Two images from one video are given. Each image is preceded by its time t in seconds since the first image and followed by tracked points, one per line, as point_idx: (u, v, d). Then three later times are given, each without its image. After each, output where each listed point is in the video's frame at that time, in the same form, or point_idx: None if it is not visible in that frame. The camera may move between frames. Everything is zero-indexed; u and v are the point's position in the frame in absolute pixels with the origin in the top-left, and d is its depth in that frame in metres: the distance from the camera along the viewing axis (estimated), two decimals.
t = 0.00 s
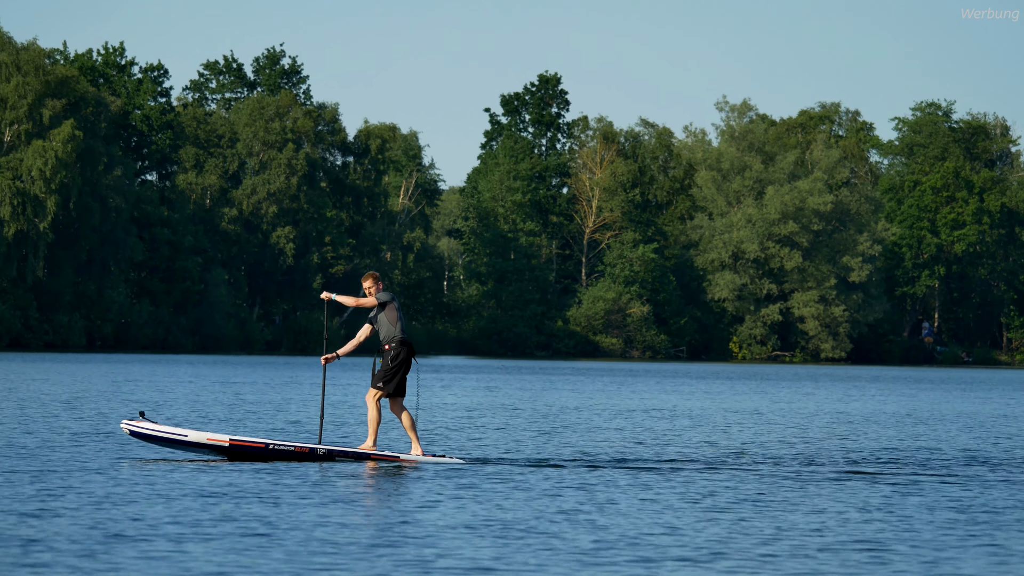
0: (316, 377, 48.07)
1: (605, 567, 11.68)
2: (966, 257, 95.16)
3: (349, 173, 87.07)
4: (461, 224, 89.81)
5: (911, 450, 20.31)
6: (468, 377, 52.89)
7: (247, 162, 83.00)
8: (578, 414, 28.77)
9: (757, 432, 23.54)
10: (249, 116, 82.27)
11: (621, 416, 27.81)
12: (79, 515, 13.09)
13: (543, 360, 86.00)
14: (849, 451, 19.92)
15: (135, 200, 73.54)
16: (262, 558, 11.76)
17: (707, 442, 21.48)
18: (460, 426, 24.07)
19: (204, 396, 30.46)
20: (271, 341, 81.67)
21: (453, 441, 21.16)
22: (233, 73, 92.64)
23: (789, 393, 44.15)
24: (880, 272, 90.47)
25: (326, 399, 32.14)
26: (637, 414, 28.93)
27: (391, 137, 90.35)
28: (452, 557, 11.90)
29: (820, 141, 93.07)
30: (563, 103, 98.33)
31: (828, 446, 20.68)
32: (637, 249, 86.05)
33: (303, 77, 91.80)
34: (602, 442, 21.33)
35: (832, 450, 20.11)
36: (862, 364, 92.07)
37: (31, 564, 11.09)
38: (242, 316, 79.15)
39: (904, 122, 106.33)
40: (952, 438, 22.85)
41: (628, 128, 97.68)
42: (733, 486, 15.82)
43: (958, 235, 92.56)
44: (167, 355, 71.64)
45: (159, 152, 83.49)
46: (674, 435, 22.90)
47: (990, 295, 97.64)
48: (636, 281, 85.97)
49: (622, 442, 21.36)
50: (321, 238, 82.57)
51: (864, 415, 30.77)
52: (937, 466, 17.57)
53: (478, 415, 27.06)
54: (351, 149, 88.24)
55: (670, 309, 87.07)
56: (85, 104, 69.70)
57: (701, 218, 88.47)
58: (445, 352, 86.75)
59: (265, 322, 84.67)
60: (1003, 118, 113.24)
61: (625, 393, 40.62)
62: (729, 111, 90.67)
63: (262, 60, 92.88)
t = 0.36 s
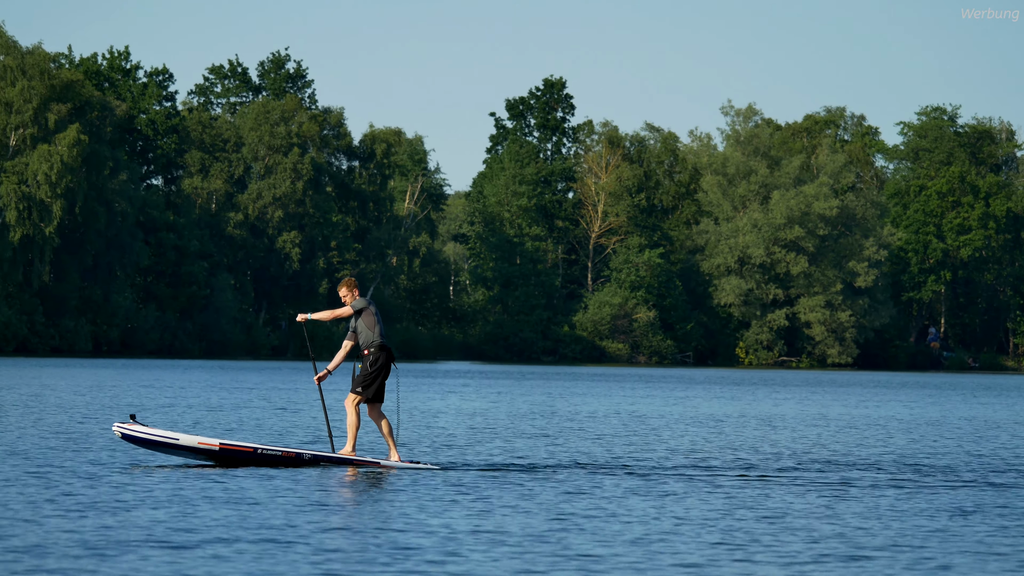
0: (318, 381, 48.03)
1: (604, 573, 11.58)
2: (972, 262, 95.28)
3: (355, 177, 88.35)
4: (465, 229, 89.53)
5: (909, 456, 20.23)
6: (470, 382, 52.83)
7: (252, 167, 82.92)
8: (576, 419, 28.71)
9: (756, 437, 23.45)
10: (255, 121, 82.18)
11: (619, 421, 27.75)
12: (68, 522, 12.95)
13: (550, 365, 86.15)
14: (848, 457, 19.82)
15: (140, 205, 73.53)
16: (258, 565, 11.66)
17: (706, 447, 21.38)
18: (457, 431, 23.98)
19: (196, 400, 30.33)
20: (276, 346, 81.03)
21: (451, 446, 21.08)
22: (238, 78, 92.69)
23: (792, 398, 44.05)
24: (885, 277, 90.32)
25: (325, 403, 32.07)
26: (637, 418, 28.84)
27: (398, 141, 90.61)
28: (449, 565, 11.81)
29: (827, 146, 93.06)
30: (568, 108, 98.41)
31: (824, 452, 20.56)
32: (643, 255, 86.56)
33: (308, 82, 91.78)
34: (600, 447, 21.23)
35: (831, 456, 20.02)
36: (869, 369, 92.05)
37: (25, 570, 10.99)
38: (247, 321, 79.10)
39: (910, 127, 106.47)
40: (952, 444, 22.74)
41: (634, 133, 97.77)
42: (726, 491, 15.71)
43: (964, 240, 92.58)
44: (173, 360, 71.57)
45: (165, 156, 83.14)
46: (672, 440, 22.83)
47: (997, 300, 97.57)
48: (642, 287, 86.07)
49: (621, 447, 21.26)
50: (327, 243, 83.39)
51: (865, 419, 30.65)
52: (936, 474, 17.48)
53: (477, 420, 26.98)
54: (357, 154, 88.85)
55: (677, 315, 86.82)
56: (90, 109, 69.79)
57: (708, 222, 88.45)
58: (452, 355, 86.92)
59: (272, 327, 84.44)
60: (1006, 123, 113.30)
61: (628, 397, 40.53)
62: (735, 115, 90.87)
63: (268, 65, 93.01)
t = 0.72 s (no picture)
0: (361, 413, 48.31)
1: None
2: None
3: (435, 211, 88.80)
4: (545, 260, 92.60)
5: (959, 494, 20.04)
6: (553, 416, 52.68)
7: (331, 199, 83.62)
8: (616, 453, 28.54)
9: (798, 474, 23.27)
10: (334, 151, 83.33)
11: (656, 456, 27.55)
12: (88, 548, 12.92)
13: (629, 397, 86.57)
14: (895, 496, 19.68)
15: (218, 236, 75.25)
16: None
17: (754, 486, 21.23)
18: (497, 465, 23.87)
19: (238, 433, 30.37)
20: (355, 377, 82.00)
21: (494, 481, 21.00)
22: (316, 108, 97.66)
23: (846, 433, 43.54)
24: (965, 310, 90.08)
25: (362, 435, 32.19)
26: (677, 453, 28.62)
27: (476, 173, 89.77)
28: None
29: (905, 180, 93.99)
30: (644, 140, 103.74)
31: (872, 491, 20.43)
32: (722, 287, 86.59)
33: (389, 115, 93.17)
34: (646, 484, 21.13)
35: (878, 495, 19.89)
36: (948, 404, 91.39)
37: None
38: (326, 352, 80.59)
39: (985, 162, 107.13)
40: (1001, 482, 22.53)
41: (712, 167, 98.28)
42: (756, 532, 15.51)
43: None
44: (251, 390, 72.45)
45: (244, 188, 85.33)
46: (714, 477, 22.70)
47: None
48: (721, 320, 86.35)
49: (667, 484, 21.12)
50: (406, 274, 82.95)
51: (911, 455, 30.34)
52: (980, 513, 17.32)
53: (515, 454, 26.89)
54: (435, 186, 89.48)
55: (756, 348, 87.13)
56: (169, 139, 71.33)
57: (786, 255, 89.18)
58: (530, 387, 87.28)
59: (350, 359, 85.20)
60: None
61: (671, 432, 40.23)
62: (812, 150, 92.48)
63: (346, 96, 97.47)
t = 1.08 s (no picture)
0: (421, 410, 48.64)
1: None
2: None
3: (507, 209, 89.45)
4: (618, 259, 92.49)
5: (1012, 494, 19.64)
6: (622, 412, 52.55)
7: (404, 197, 84.15)
8: (666, 450, 28.38)
9: (847, 473, 22.96)
10: (408, 150, 84.21)
11: (705, 453, 27.34)
12: (125, 542, 13.11)
13: (701, 395, 86.60)
14: (945, 496, 19.35)
15: (292, 234, 76.20)
16: None
17: (802, 484, 20.97)
18: (543, 463, 23.83)
19: (292, 430, 30.72)
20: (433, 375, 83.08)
21: (539, 478, 20.98)
22: (390, 107, 98.77)
23: (909, 431, 42.88)
24: None
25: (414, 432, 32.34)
26: (728, 451, 28.36)
27: (549, 171, 90.85)
28: None
29: (981, 177, 93.02)
30: (719, 139, 103.55)
31: (923, 491, 20.11)
32: (794, 286, 86.61)
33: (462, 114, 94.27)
34: (692, 482, 20.99)
35: (928, 494, 19.57)
36: None
37: None
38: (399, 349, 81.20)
39: None
40: None
41: (785, 166, 97.93)
42: (792, 532, 15.27)
43: None
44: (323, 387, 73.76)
45: (317, 185, 87.00)
46: (762, 475, 22.48)
47: None
48: (794, 318, 86.46)
49: (715, 483, 20.95)
50: (479, 272, 83.75)
51: (971, 454, 29.77)
52: None
53: (562, 452, 26.85)
54: (508, 184, 89.70)
55: (828, 345, 86.91)
56: (244, 138, 71.62)
57: (859, 254, 88.11)
58: (602, 385, 87.91)
59: (421, 356, 85.93)
60: None
61: (726, 429, 39.92)
62: (887, 147, 91.93)
63: (420, 95, 98.63)
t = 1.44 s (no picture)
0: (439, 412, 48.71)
1: None
2: None
3: (531, 211, 89.63)
4: (642, 261, 92.42)
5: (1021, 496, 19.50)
6: (643, 415, 52.53)
7: (428, 200, 84.32)
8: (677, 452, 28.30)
9: (857, 476, 22.85)
10: (431, 154, 84.28)
11: (716, 455, 27.26)
12: (124, 545, 13.20)
13: (725, 397, 86.41)
14: (952, 498, 19.24)
15: (315, 237, 76.34)
16: None
17: (809, 486, 20.90)
18: (552, 465, 23.85)
19: (306, 434, 30.84)
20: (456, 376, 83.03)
21: (544, 481, 20.99)
22: (414, 110, 99.05)
23: (927, 433, 42.60)
24: None
25: (427, 435, 32.40)
26: (739, 453, 28.28)
27: (572, 173, 91.18)
28: None
29: (1005, 178, 92.49)
30: (743, 140, 103.36)
31: (931, 493, 19.98)
32: (818, 287, 86.33)
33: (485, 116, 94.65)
34: (699, 484, 20.94)
35: (935, 496, 19.44)
36: None
37: None
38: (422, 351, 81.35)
39: None
40: None
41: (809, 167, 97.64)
42: (791, 535, 15.22)
43: None
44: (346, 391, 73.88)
45: (341, 188, 87.56)
46: (770, 477, 22.41)
47: None
48: (818, 320, 86.00)
49: (721, 485, 20.90)
50: (501, 275, 83.89)
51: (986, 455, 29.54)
52: None
53: (573, 454, 26.85)
54: (532, 187, 90.01)
55: (852, 347, 86.63)
56: (266, 141, 72.88)
57: (883, 255, 87.55)
58: (626, 388, 87.89)
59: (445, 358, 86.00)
60: None
61: (741, 431, 39.81)
62: (911, 149, 91.59)
63: (444, 97, 98.85)
